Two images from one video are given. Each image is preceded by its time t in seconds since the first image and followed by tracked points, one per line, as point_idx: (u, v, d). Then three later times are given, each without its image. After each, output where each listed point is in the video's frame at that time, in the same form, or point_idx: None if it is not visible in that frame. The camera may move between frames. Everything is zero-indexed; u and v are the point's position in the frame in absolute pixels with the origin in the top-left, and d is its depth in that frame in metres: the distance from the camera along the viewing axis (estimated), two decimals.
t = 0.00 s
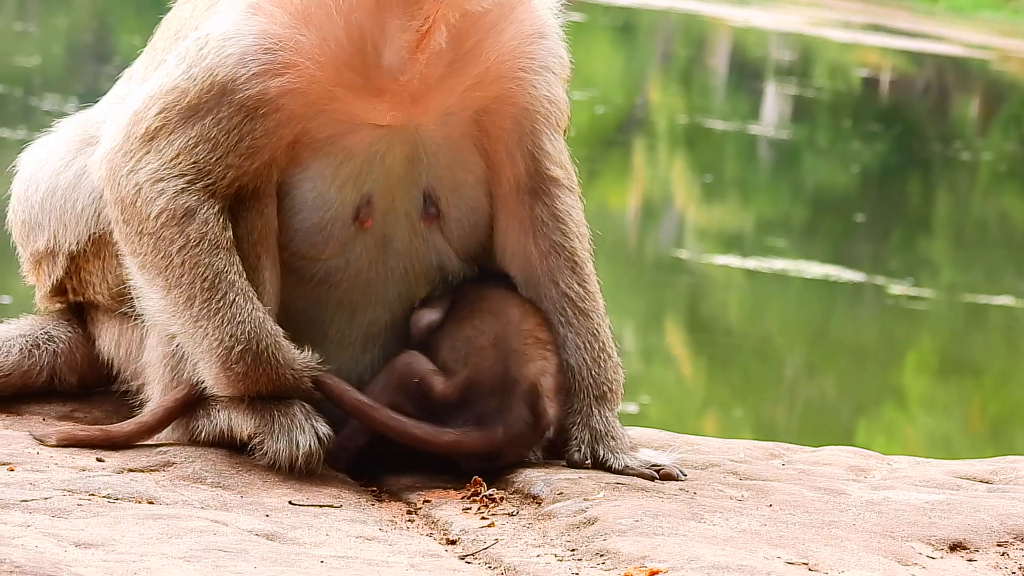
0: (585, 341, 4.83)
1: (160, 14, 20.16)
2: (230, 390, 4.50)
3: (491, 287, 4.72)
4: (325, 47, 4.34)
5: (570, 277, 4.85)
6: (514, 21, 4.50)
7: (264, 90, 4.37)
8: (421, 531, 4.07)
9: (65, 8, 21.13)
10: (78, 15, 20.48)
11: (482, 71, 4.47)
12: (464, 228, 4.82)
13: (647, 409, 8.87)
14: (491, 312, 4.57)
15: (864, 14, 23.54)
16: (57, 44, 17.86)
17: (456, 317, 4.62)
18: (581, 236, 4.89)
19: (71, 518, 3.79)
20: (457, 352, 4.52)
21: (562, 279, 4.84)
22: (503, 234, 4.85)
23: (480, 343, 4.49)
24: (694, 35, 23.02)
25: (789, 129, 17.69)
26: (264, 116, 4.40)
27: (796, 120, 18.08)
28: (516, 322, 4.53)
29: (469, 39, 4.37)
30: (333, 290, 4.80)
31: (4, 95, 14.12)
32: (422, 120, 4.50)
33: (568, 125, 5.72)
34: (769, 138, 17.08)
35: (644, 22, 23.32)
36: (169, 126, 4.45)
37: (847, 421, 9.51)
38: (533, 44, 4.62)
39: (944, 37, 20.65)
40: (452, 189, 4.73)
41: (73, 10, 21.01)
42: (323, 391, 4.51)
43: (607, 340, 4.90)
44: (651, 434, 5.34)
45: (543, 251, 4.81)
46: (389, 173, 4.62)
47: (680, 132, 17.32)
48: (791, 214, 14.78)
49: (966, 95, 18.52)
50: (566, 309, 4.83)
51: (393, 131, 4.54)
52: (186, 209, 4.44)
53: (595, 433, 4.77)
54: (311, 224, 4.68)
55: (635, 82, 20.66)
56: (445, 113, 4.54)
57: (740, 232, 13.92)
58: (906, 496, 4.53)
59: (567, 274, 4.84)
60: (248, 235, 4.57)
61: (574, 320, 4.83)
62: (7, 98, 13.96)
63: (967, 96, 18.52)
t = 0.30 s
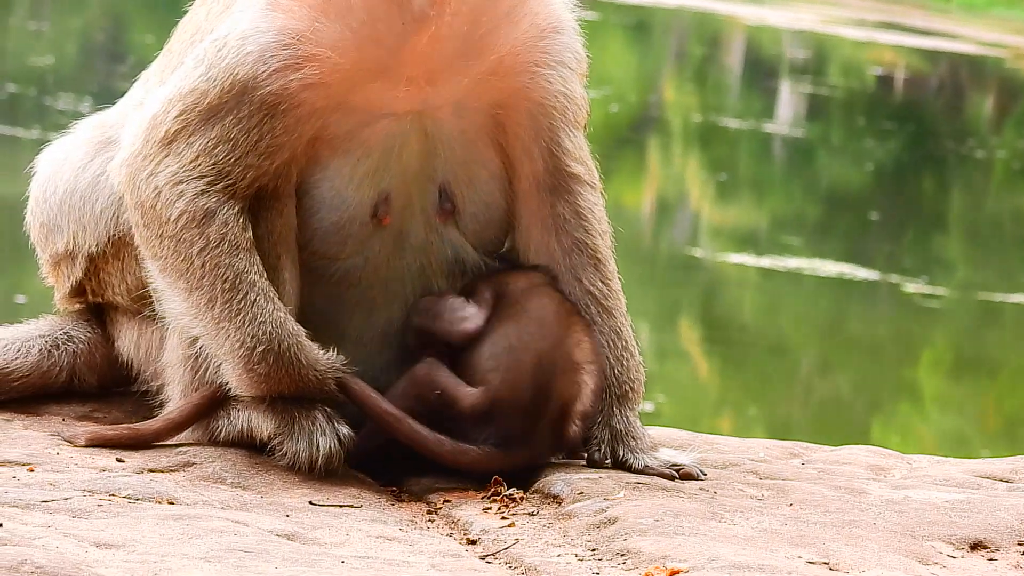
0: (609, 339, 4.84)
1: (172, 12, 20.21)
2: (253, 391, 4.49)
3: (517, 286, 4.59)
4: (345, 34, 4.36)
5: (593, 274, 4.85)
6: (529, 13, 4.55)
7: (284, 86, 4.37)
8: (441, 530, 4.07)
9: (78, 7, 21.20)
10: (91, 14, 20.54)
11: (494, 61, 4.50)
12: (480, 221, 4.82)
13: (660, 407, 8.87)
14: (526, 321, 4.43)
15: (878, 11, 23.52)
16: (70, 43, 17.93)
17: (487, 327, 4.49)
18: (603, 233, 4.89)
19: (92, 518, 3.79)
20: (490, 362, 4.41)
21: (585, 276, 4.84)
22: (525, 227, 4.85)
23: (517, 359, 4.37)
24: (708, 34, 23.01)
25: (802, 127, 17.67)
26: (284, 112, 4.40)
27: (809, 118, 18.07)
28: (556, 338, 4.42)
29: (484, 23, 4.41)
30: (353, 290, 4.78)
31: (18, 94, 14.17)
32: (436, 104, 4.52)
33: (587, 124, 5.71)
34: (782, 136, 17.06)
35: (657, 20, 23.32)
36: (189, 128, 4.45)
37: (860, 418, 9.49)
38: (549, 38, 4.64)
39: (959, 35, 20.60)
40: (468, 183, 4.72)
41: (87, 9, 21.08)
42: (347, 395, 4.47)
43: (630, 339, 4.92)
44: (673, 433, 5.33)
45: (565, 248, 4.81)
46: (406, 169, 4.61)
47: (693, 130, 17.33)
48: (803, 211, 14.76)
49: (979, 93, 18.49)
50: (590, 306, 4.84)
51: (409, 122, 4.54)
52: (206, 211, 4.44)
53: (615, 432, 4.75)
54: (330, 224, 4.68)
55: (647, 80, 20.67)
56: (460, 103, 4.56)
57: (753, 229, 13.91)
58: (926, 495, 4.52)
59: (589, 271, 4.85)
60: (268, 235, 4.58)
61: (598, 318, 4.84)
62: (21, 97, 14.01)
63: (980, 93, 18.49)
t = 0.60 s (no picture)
0: (627, 339, 4.83)
1: (190, 12, 20.26)
2: (272, 390, 4.50)
3: (532, 290, 4.43)
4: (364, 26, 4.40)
5: (611, 273, 4.83)
6: (544, 8, 4.55)
7: (304, 79, 4.37)
8: (458, 531, 4.07)
9: (96, 9, 21.28)
10: (109, 15, 20.60)
11: (511, 55, 4.49)
12: (497, 214, 4.77)
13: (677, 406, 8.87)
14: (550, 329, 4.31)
15: (895, 11, 23.46)
16: (88, 45, 17.98)
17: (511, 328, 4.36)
18: (621, 232, 4.88)
19: (109, 519, 3.80)
20: (517, 363, 4.29)
21: (604, 275, 4.82)
22: (544, 225, 4.79)
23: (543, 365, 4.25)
24: (725, 33, 22.96)
25: (819, 126, 17.64)
26: (304, 107, 4.40)
27: (826, 117, 18.04)
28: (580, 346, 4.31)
29: (500, 9, 4.44)
30: (370, 286, 4.80)
31: (36, 96, 14.22)
32: (451, 93, 4.52)
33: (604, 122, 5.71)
34: (799, 135, 17.03)
35: (674, 20, 23.31)
36: (208, 125, 4.46)
37: (878, 416, 9.47)
38: (565, 34, 4.62)
39: (977, 33, 20.52)
40: (484, 177, 4.71)
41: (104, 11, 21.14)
42: (366, 395, 4.46)
43: (647, 339, 4.91)
44: (691, 433, 5.31)
45: (585, 246, 4.79)
46: (421, 165, 4.61)
47: (710, 130, 17.32)
48: (820, 209, 14.73)
49: (997, 91, 18.41)
50: (609, 305, 4.81)
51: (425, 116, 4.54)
52: (225, 208, 4.46)
53: (632, 431, 4.75)
54: (347, 221, 4.70)
55: (664, 80, 20.65)
56: (475, 96, 4.54)
57: (770, 228, 13.90)
58: (944, 494, 4.50)
59: (608, 269, 4.82)
60: (285, 234, 4.60)
61: (617, 317, 4.82)
62: (39, 99, 14.07)
63: (999, 91, 18.42)
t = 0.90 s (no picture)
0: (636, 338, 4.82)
1: (199, 12, 20.27)
2: (282, 388, 4.50)
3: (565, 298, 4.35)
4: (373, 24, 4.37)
5: (620, 273, 4.83)
6: (554, 9, 4.53)
7: (313, 76, 4.35)
8: (466, 532, 4.07)
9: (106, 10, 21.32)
10: (119, 16, 20.63)
11: (520, 54, 4.47)
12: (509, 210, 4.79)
13: (687, 407, 8.86)
14: (589, 337, 4.26)
15: (905, 11, 23.40)
16: (97, 46, 18.01)
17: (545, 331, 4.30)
18: (629, 233, 4.88)
19: (117, 520, 3.82)
20: (551, 360, 4.26)
21: (613, 274, 4.81)
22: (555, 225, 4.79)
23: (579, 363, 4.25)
24: (735, 32, 22.92)
25: (828, 126, 17.60)
26: (312, 104, 4.38)
27: (835, 117, 18.00)
28: (617, 352, 4.29)
29: (510, 11, 4.42)
30: (377, 283, 4.83)
31: (46, 97, 14.25)
32: (460, 94, 4.48)
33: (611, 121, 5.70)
34: (808, 136, 17.00)
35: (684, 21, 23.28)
36: (217, 123, 4.46)
37: (887, 417, 9.45)
38: (574, 35, 4.61)
39: (986, 34, 20.47)
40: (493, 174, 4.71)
41: (114, 12, 21.18)
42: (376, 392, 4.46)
43: (655, 339, 4.88)
44: (699, 433, 5.29)
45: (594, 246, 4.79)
46: (429, 162, 4.60)
47: (720, 129, 17.30)
48: (830, 209, 14.70)
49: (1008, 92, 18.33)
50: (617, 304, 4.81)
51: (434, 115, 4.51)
52: (234, 206, 4.45)
53: (642, 432, 4.69)
54: (355, 220, 4.69)
55: (674, 81, 20.63)
56: (484, 95, 4.51)
57: (779, 228, 13.89)
58: (951, 494, 4.49)
59: (617, 269, 4.82)
60: (294, 235, 4.59)
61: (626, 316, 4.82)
62: (48, 100, 14.11)
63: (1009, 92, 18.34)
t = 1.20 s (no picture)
0: (638, 338, 4.80)
1: (205, 10, 20.27)
2: (287, 387, 4.51)
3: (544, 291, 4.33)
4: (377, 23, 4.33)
5: (620, 273, 4.82)
6: (558, 10, 4.50)
7: (317, 76, 4.32)
8: (472, 530, 4.07)
9: (112, 9, 21.33)
10: (124, 14, 20.65)
11: (523, 54, 4.44)
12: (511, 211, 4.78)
13: (694, 404, 8.86)
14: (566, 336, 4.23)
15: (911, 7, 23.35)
16: (103, 45, 18.02)
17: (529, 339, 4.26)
18: (630, 234, 4.87)
19: (123, 520, 3.84)
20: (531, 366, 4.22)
21: (612, 275, 4.81)
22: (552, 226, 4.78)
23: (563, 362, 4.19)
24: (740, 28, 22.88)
25: (834, 122, 17.58)
26: (317, 104, 4.36)
27: (842, 113, 17.98)
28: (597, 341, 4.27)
29: (515, 13, 4.39)
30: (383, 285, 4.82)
31: (51, 96, 14.26)
32: (466, 94, 4.48)
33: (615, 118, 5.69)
34: (815, 132, 16.97)
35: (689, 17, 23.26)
36: (222, 123, 4.45)
37: (894, 412, 9.44)
38: (578, 36, 4.58)
39: (993, 30, 20.43)
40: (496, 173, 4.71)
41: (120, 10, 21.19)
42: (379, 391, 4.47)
43: (659, 337, 4.87)
44: (704, 432, 5.28)
45: (592, 247, 4.80)
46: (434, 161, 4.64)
47: (725, 125, 17.27)
48: (836, 204, 14.68)
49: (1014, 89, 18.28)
50: (618, 305, 4.80)
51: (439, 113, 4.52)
52: (239, 206, 4.45)
53: (647, 429, 4.68)
54: (364, 220, 4.70)
55: (679, 78, 20.61)
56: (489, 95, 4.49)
57: (785, 224, 13.88)
58: (957, 491, 4.49)
59: (616, 270, 4.82)
60: (301, 234, 4.59)
61: (627, 317, 4.80)
62: (53, 99, 14.11)
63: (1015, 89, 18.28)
